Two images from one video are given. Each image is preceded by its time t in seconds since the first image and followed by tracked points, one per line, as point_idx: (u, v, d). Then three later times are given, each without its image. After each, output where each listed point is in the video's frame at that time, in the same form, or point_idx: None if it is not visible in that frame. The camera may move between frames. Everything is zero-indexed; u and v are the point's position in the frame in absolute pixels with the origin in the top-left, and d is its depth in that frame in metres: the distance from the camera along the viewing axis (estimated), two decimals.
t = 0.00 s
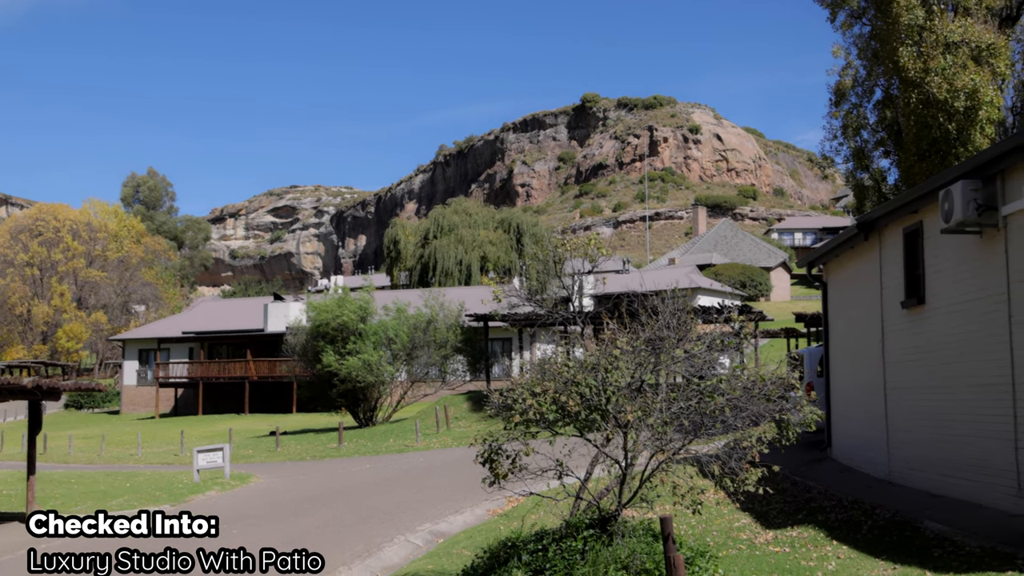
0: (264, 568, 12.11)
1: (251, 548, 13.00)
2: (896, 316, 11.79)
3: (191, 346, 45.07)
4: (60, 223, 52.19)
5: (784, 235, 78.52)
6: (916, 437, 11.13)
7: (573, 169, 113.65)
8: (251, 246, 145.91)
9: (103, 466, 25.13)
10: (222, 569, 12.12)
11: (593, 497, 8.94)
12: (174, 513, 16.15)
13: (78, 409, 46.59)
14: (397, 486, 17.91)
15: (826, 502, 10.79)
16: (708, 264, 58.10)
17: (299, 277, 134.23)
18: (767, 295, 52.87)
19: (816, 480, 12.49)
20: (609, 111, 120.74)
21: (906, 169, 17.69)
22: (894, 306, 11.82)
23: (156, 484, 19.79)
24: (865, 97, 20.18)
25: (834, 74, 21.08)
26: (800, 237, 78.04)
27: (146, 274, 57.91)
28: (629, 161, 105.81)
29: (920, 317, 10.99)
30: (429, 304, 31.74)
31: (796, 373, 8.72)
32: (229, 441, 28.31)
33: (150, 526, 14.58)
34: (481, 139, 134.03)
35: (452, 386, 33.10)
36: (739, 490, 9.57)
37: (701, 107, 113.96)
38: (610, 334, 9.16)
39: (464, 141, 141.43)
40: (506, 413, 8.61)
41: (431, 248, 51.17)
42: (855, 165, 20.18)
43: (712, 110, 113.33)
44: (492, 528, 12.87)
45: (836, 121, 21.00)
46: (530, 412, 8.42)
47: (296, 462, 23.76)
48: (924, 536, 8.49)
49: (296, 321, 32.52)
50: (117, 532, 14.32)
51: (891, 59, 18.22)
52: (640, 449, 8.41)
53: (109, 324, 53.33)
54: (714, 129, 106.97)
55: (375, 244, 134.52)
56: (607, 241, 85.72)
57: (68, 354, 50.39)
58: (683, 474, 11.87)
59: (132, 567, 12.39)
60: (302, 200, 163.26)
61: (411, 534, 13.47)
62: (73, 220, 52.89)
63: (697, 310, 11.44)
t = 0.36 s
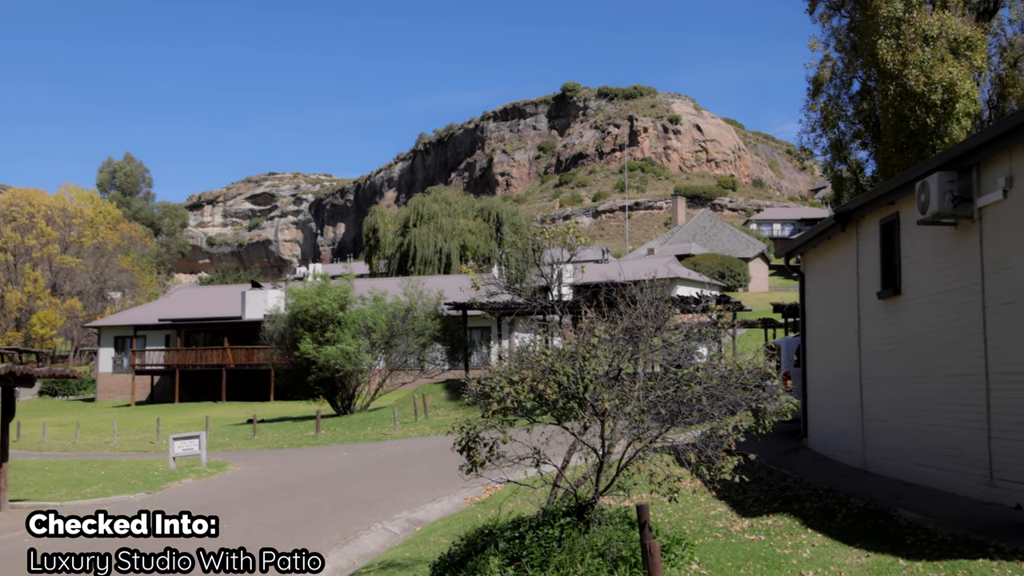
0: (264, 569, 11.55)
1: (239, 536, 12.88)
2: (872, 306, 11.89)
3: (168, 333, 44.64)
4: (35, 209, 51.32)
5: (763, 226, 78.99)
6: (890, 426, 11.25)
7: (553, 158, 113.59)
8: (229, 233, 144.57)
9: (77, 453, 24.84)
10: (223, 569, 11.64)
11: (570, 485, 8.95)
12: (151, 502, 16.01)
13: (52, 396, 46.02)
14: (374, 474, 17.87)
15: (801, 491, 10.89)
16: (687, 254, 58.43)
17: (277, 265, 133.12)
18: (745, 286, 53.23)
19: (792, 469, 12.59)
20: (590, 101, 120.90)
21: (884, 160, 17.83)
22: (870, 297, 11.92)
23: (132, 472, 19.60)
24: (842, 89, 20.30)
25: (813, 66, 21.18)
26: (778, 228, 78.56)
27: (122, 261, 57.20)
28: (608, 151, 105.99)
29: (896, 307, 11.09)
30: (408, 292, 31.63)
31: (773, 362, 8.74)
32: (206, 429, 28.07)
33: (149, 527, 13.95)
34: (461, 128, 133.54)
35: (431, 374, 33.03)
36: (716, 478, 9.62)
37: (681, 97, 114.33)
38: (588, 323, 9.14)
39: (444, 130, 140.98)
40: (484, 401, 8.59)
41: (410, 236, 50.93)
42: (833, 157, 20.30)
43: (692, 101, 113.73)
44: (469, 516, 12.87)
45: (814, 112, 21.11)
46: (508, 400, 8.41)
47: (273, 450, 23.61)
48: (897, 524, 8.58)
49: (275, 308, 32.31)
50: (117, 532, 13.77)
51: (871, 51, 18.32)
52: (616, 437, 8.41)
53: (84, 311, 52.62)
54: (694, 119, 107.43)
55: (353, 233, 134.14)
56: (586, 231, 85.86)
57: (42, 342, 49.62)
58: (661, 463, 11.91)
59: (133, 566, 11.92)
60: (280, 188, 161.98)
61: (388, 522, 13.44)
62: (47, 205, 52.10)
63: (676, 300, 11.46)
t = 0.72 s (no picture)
0: None
1: (212, 524, 12.76)
2: (846, 294, 11.97)
3: (142, 319, 44.12)
4: (6, 191, 51.21)
5: (740, 215, 79.38)
6: (863, 414, 11.35)
7: (531, 146, 113.40)
8: (204, 218, 142.96)
9: (48, 440, 24.50)
10: None
11: (545, 471, 8.94)
12: (123, 489, 15.84)
13: (23, 382, 45.41)
14: (349, 461, 17.77)
15: (775, 478, 10.98)
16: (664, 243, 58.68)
17: (252, 251, 131.96)
18: (721, 275, 53.55)
19: (766, 456, 12.68)
20: (568, 88, 121.17)
21: (860, 151, 17.95)
22: (845, 285, 12.00)
23: (104, 458, 19.36)
24: (819, 79, 20.36)
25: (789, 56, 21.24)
26: (754, 217, 78.98)
27: (95, 245, 56.47)
28: (586, 139, 106.17)
29: (870, 295, 11.17)
30: (384, 279, 31.47)
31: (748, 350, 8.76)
32: (180, 416, 27.80)
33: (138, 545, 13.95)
34: (438, 114, 132.90)
35: (406, 361, 32.91)
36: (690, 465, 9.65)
37: (659, 86, 114.58)
38: (564, 309, 9.11)
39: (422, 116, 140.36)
40: (460, 387, 8.55)
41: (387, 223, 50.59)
42: (809, 146, 20.38)
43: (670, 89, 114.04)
44: (444, 502, 12.84)
45: (790, 102, 21.18)
46: (483, 385, 8.38)
47: (248, 437, 23.43)
48: (868, 510, 8.67)
49: (250, 294, 32.04)
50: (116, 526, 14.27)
51: (847, 41, 18.38)
52: (591, 423, 8.42)
53: (56, 296, 51.96)
54: (672, 108, 107.84)
55: (330, 218, 134.31)
56: (563, 218, 85.98)
57: (13, 327, 48.96)
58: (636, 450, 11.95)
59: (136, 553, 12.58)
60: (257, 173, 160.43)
61: (363, 508, 13.38)
62: (19, 188, 51.88)
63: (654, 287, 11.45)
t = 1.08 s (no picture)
0: None
1: (172, 513, 12.54)
2: (807, 283, 12.12)
3: (100, 306, 43.26)
4: None
5: (703, 204, 80.04)
6: (823, 401, 11.51)
7: (496, 133, 113.11)
8: (164, 204, 140.39)
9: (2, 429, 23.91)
10: None
11: (507, 458, 8.90)
12: (80, 477, 15.51)
13: None
14: (311, 449, 17.60)
15: (735, 464, 11.10)
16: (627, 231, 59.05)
17: (214, 237, 129.78)
18: (684, 263, 54.02)
19: (726, 442, 12.82)
20: (533, 76, 121.12)
21: (822, 140, 18.16)
22: (806, 274, 12.13)
23: (61, 447, 18.95)
24: (781, 70, 20.55)
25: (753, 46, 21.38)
26: (718, 206, 79.70)
27: (51, 231, 55.21)
28: (551, 127, 106.21)
29: (830, 283, 11.32)
30: (347, 267, 31.17)
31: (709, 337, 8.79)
32: (139, 404, 27.33)
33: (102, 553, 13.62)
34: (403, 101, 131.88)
35: (369, 349, 32.68)
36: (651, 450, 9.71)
37: (624, 75, 115.00)
38: (527, 295, 9.05)
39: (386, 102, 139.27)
40: (421, 374, 8.49)
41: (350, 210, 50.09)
42: (772, 136, 20.57)
43: (635, 78, 114.54)
44: (407, 489, 12.76)
45: (753, 92, 21.35)
46: (446, 372, 8.32)
47: (209, 425, 23.11)
48: (827, 495, 8.80)
49: (211, 280, 31.57)
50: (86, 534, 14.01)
51: (810, 31, 18.55)
52: (553, 410, 8.42)
53: (10, 283, 50.71)
54: (636, 96, 108.38)
55: (293, 205, 133.12)
56: (528, 206, 86.01)
57: None
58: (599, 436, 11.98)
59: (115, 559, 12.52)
60: (218, 158, 157.87)
61: (325, 496, 13.26)
62: None
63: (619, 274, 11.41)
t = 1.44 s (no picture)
0: None
1: (115, 503, 12.17)
2: (755, 271, 12.25)
3: (40, 294, 41.97)
4: None
5: (654, 192, 80.72)
6: (770, 387, 11.67)
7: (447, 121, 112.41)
8: (107, 190, 136.40)
9: None
10: None
11: (457, 446, 8.82)
12: (18, 469, 14.96)
13: None
14: (259, 438, 17.27)
15: (683, 450, 11.20)
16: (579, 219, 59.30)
17: (159, 224, 126.48)
18: (635, 252, 54.45)
19: (675, 429, 12.93)
20: (485, 63, 120.71)
21: (770, 130, 18.39)
22: (754, 263, 12.27)
23: None
24: (731, 60, 20.74)
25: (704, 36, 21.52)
26: (668, 195, 80.46)
27: None
28: (503, 115, 105.97)
29: (778, 272, 11.46)
30: (295, 254, 30.62)
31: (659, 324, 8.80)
32: (81, 394, 26.52)
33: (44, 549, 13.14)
34: (353, 87, 130.25)
35: (319, 338, 32.23)
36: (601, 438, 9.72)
37: (575, 64, 115.32)
38: (477, 281, 8.94)
39: (336, 88, 137.47)
40: (370, 362, 8.36)
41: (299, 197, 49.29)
42: (722, 125, 20.76)
43: (586, 67, 114.95)
44: (356, 478, 12.59)
45: (703, 81, 21.51)
46: (394, 359, 8.20)
47: (154, 414, 22.53)
48: (773, 481, 8.92)
49: (156, 268, 30.76)
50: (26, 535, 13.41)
51: (760, 21, 18.74)
52: (502, 398, 8.36)
53: None
54: (588, 85, 108.81)
55: (241, 191, 130.53)
56: (480, 194, 85.74)
57: None
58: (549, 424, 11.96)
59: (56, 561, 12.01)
60: (162, 144, 153.98)
61: (273, 485, 13.02)
62: None
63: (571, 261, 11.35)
